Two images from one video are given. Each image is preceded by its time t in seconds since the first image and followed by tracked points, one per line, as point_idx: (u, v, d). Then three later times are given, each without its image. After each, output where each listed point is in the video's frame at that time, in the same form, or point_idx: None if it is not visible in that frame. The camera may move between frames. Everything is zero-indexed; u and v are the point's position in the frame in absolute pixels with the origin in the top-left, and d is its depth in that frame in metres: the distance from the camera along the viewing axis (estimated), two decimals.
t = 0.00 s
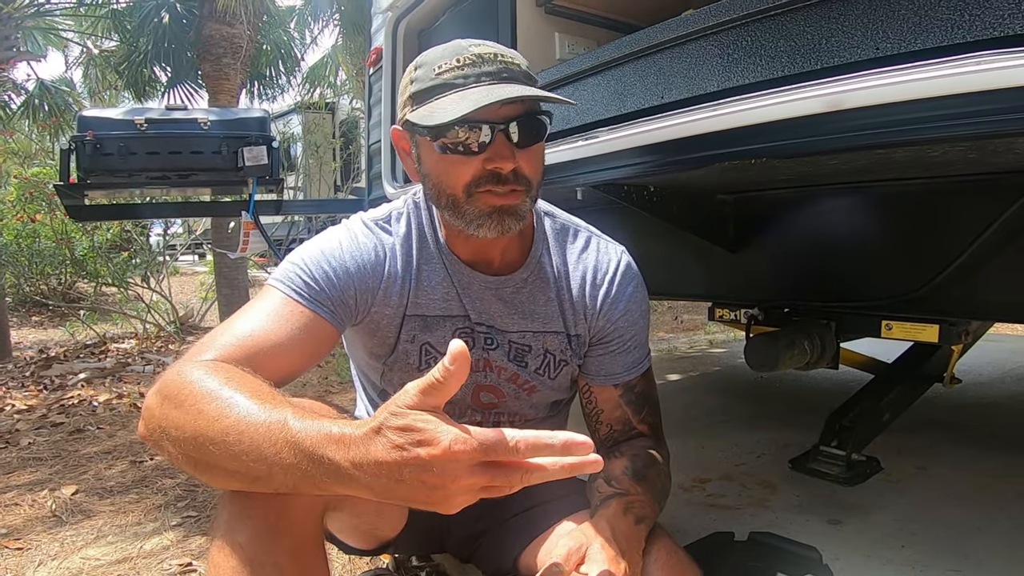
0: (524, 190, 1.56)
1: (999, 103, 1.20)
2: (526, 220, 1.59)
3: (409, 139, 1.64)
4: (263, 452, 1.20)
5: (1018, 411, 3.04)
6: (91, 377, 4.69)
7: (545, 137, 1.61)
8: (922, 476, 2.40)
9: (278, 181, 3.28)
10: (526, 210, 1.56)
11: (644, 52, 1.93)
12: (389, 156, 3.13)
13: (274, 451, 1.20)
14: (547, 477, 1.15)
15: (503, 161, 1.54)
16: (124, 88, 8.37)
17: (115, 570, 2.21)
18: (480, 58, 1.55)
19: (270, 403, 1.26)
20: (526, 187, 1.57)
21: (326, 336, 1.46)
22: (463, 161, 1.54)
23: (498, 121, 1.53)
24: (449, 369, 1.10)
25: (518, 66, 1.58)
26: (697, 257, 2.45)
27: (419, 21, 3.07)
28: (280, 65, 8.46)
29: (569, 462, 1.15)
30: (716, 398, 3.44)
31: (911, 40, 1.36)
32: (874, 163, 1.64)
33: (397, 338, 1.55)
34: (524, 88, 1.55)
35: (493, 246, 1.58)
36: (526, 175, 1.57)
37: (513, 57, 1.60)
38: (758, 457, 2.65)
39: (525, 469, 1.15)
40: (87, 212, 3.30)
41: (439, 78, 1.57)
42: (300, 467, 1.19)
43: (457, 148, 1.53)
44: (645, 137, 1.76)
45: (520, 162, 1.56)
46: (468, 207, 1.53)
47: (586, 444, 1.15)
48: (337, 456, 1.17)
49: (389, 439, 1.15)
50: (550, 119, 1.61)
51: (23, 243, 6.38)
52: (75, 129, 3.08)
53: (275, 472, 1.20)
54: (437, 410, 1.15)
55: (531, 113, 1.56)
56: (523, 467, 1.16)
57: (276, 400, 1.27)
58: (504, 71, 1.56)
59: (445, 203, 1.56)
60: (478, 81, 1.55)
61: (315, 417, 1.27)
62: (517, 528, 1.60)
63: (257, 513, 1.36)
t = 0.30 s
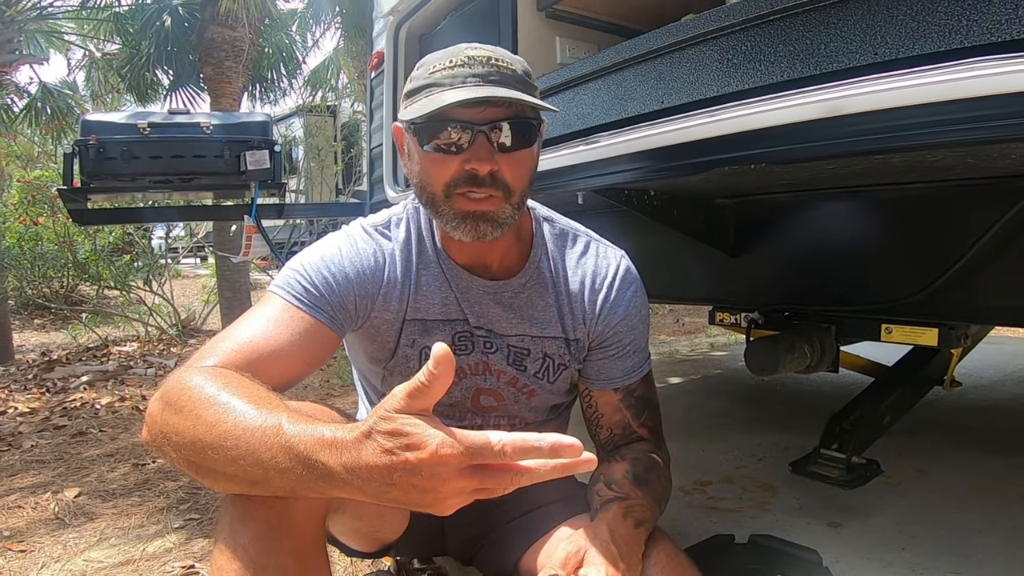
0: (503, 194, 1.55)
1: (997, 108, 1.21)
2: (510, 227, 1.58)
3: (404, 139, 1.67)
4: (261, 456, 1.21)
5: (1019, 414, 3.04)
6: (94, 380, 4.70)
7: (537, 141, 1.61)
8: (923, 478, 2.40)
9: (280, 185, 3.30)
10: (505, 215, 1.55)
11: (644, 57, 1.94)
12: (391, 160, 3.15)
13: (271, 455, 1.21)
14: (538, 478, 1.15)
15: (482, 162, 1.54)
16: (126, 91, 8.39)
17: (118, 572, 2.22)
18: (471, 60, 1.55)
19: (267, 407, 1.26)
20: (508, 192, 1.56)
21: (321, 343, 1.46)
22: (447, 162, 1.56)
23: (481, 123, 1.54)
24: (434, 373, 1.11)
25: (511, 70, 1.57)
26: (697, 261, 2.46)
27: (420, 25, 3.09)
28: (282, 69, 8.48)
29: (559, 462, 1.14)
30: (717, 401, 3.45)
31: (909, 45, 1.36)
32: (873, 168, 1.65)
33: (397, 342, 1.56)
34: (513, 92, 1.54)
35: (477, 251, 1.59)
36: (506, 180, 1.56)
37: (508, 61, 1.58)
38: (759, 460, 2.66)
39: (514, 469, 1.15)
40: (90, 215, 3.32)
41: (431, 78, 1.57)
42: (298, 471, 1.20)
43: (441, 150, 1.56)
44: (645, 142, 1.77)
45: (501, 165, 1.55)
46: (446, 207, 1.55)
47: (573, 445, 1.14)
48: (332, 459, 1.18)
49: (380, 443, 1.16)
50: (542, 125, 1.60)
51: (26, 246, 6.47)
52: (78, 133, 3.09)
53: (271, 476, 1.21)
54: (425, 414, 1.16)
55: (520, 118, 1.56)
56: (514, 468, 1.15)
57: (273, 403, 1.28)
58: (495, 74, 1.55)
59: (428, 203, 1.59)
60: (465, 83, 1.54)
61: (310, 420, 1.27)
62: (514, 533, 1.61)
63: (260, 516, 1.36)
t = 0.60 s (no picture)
0: (510, 193, 1.55)
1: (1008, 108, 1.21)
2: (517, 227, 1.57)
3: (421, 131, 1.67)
4: (267, 457, 1.20)
5: None
6: (98, 381, 4.70)
7: (552, 144, 1.60)
8: (930, 480, 2.39)
9: (286, 186, 3.29)
10: (508, 215, 1.54)
11: (652, 57, 1.94)
12: (396, 161, 3.15)
13: (278, 456, 1.20)
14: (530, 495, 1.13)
15: (491, 158, 1.54)
16: (130, 93, 8.40)
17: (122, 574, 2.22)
18: (494, 58, 1.54)
19: (275, 409, 1.26)
20: (515, 192, 1.55)
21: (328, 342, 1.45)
22: (460, 156, 1.56)
23: (495, 119, 1.55)
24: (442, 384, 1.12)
25: (533, 72, 1.56)
26: (704, 262, 2.45)
27: (425, 26, 3.08)
28: (286, 70, 8.48)
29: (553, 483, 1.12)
30: (722, 403, 3.44)
31: (921, 46, 1.36)
32: (882, 169, 1.64)
33: (404, 341, 1.55)
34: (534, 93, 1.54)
35: (483, 249, 1.59)
36: (512, 179, 1.56)
37: (531, 63, 1.58)
38: (765, 461, 2.65)
39: (508, 487, 1.13)
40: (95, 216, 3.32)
41: (454, 72, 1.57)
42: (302, 473, 1.19)
43: (457, 143, 1.56)
44: (652, 143, 1.76)
45: (510, 163, 1.55)
46: (454, 199, 1.56)
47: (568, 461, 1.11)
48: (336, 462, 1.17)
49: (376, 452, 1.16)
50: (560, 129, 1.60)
51: (31, 247, 6.25)
52: (84, 134, 3.10)
53: (276, 478, 1.21)
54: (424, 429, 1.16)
55: (539, 120, 1.55)
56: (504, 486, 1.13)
57: (283, 405, 1.28)
58: (516, 74, 1.55)
59: (437, 193, 1.59)
60: (485, 79, 1.53)
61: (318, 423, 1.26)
62: (523, 534, 1.60)
63: (266, 517, 1.36)
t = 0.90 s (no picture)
0: (516, 196, 1.54)
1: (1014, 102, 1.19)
2: (521, 229, 1.56)
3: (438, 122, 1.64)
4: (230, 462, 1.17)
5: None
6: (100, 378, 4.71)
7: (568, 151, 1.58)
8: (934, 479, 2.38)
9: (288, 183, 3.29)
10: (512, 217, 1.53)
11: (655, 53, 1.92)
12: (398, 158, 3.14)
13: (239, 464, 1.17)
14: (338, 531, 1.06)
15: (501, 161, 1.53)
16: (134, 91, 8.41)
17: (122, 570, 2.21)
18: (518, 59, 1.51)
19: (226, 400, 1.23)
20: (520, 196, 1.54)
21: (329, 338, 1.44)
22: (471, 153, 1.54)
23: (509, 122, 1.52)
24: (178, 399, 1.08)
25: (554, 78, 1.53)
26: (707, 260, 2.44)
27: (428, 23, 3.07)
28: (289, 69, 8.49)
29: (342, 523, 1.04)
30: (725, 401, 3.43)
31: (927, 40, 1.35)
32: (887, 164, 1.63)
33: (407, 334, 1.55)
34: (552, 100, 1.51)
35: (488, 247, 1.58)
36: (521, 183, 1.54)
37: (554, 68, 1.55)
38: (769, 460, 2.63)
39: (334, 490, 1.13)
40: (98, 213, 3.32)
41: (476, 68, 1.55)
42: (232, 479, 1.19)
43: (471, 141, 1.53)
44: (655, 138, 1.75)
45: (519, 168, 1.54)
46: (461, 195, 1.56)
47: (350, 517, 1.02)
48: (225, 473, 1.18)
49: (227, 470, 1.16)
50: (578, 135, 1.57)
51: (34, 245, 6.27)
52: (86, 130, 3.11)
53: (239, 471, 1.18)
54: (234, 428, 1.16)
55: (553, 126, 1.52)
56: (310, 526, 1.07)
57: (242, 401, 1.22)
58: (536, 78, 1.52)
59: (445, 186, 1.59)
60: (505, 80, 1.51)
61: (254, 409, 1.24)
62: (524, 531, 1.59)
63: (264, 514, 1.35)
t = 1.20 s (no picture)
0: (544, 189, 1.55)
1: None
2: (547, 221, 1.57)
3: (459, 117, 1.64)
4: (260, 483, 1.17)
5: None
6: (106, 375, 4.71)
7: (590, 145, 1.58)
8: (946, 476, 2.37)
9: (295, 179, 3.28)
10: (541, 210, 1.54)
11: (667, 48, 1.92)
12: (406, 153, 3.14)
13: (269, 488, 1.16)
14: None
15: (527, 156, 1.53)
16: (138, 88, 8.41)
17: (133, 568, 2.21)
18: (542, 54, 1.50)
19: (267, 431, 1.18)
20: (551, 188, 1.56)
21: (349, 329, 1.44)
22: (495, 147, 1.54)
23: (534, 117, 1.53)
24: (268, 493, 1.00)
25: (578, 74, 1.53)
26: (718, 255, 2.44)
27: (436, 19, 3.07)
28: (292, 66, 8.49)
29: None
30: (734, 398, 3.42)
31: (944, 35, 1.34)
32: (902, 159, 1.62)
33: (424, 328, 1.54)
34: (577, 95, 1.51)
35: (508, 241, 1.58)
36: (548, 177, 1.55)
37: (577, 63, 1.54)
38: (779, 456, 2.63)
39: None
40: (106, 209, 3.32)
41: (498, 64, 1.54)
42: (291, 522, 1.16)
43: (495, 135, 1.54)
44: (667, 133, 1.74)
45: (545, 162, 1.54)
46: (487, 190, 1.55)
47: None
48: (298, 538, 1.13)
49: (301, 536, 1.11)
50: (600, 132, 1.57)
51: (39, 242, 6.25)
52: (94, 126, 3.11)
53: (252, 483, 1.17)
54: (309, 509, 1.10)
55: (575, 121, 1.53)
56: None
57: (272, 422, 1.19)
58: (560, 74, 1.51)
59: (468, 183, 1.59)
60: (530, 76, 1.51)
61: (287, 435, 1.19)
62: (539, 528, 1.58)
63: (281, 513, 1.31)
